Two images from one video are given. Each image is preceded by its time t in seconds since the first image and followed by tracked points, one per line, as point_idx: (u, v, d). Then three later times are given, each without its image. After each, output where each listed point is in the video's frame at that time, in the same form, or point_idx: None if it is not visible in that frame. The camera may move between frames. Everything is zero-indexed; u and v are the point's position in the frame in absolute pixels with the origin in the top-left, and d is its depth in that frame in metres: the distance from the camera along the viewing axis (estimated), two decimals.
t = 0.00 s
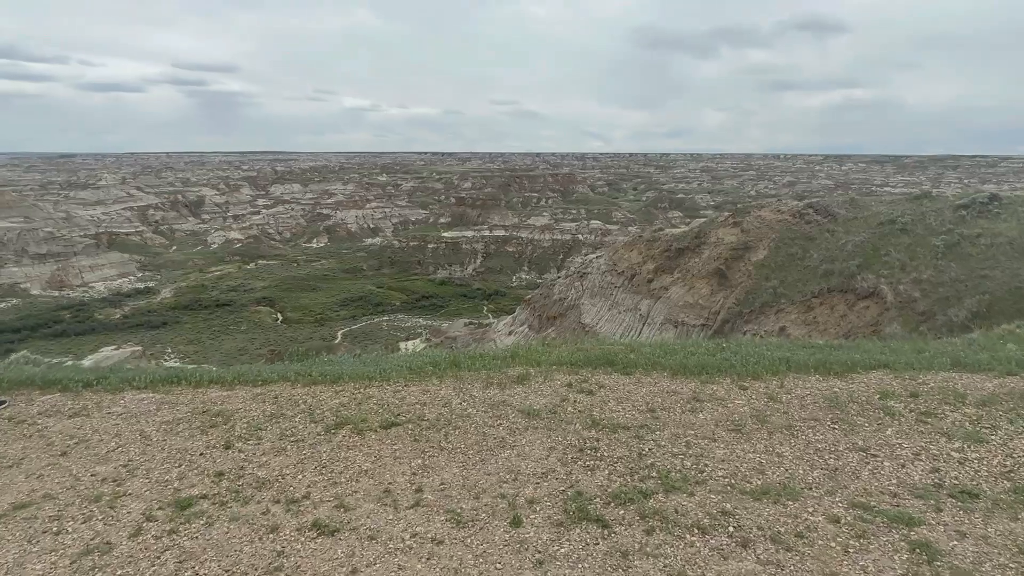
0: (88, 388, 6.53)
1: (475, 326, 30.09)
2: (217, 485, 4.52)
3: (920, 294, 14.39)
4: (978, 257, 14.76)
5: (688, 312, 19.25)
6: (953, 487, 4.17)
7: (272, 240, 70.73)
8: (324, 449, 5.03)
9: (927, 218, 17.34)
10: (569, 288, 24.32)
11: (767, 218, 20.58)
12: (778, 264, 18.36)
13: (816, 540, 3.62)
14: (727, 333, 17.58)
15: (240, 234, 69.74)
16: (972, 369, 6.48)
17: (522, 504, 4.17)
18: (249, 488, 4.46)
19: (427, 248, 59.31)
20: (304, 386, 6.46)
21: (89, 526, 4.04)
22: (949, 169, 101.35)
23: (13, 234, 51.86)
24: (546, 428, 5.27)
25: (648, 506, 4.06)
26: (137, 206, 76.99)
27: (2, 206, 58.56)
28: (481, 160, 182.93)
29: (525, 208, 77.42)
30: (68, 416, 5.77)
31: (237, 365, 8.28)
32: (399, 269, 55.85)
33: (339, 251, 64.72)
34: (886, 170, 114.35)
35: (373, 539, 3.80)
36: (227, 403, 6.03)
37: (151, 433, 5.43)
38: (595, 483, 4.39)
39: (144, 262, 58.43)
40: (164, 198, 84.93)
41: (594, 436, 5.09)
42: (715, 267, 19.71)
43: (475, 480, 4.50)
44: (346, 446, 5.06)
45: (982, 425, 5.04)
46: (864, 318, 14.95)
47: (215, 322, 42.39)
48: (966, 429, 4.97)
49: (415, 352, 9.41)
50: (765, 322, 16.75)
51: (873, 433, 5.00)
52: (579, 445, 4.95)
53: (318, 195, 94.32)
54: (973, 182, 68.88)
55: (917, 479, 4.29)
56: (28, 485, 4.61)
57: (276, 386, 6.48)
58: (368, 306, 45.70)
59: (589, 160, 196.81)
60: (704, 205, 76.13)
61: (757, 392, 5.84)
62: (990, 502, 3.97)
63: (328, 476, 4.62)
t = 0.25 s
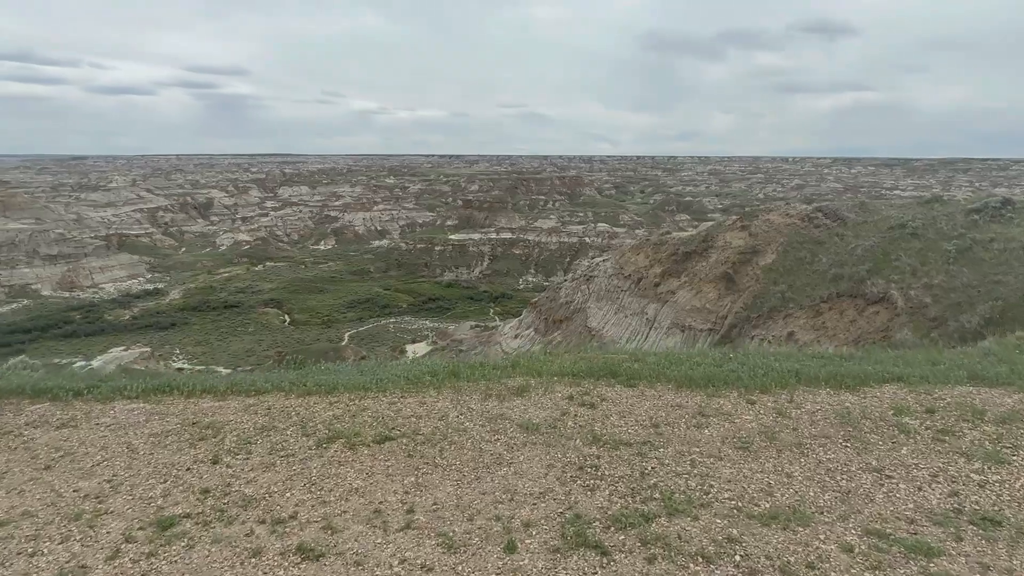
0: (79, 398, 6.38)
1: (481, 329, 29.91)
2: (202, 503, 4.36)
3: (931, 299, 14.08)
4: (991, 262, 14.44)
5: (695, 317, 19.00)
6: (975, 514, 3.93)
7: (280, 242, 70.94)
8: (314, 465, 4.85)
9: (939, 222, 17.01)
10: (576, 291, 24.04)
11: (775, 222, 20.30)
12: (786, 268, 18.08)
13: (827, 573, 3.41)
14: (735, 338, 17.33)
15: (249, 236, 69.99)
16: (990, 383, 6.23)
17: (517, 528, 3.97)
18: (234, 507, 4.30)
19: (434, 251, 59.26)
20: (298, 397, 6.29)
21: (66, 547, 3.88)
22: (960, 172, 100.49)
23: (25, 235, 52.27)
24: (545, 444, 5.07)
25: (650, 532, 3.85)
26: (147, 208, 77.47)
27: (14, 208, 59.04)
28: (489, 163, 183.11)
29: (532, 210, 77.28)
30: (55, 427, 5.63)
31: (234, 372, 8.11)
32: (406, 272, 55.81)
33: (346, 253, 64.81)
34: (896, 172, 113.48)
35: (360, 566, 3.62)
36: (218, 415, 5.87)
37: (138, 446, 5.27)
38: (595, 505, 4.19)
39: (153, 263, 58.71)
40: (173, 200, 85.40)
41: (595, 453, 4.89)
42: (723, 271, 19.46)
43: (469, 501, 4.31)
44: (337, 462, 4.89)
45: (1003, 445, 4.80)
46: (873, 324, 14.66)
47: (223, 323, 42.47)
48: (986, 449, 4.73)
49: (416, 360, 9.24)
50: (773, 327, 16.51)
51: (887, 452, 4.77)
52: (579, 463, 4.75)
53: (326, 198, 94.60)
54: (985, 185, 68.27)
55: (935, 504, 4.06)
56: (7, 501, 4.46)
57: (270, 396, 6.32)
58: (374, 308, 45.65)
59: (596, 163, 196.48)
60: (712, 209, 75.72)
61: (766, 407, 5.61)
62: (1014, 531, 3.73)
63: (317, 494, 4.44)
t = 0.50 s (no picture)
0: (80, 406, 6.28)
1: (491, 330, 29.75)
2: (199, 522, 4.22)
3: (947, 304, 13.71)
4: (1011, 267, 14.03)
5: (706, 320, 18.73)
6: (1011, 545, 3.70)
7: (292, 243, 71.26)
8: (315, 481, 4.70)
9: (956, 225, 16.60)
10: (585, 293, 23.73)
11: (788, 225, 19.97)
12: (799, 272, 17.76)
13: None
14: (747, 342, 17.06)
15: (261, 237, 70.38)
16: (1019, 400, 5.95)
17: (525, 552, 3.80)
18: (232, 527, 4.16)
19: (444, 252, 59.24)
20: (302, 407, 6.15)
21: (56, 570, 3.74)
22: (977, 173, 99.06)
23: (42, 235, 52.87)
24: (553, 461, 4.89)
25: (664, 560, 3.66)
26: (161, 208, 78.17)
27: (31, 209, 59.75)
28: (499, 165, 183.23)
29: (542, 211, 77.07)
30: (54, 437, 5.52)
31: (238, 380, 7.98)
32: (416, 272, 55.82)
33: (356, 254, 64.94)
34: (911, 174, 112.14)
35: None
36: (220, 425, 5.73)
37: (137, 458, 5.14)
38: (606, 529, 4.00)
39: (167, 263, 59.16)
40: (187, 200, 86.10)
41: (605, 471, 4.70)
42: (735, 274, 19.18)
43: (475, 522, 4.13)
44: (339, 478, 4.73)
45: None
46: (889, 329, 14.32)
47: (235, 323, 42.66)
48: (1019, 472, 4.49)
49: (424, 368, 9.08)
50: (786, 331, 16.25)
51: (913, 473, 4.54)
52: (590, 482, 4.56)
53: (337, 199, 94.95)
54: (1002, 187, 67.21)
55: (967, 532, 3.83)
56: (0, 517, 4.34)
57: (273, 407, 6.18)
58: (385, 308, 45.66)
59: (607, 164, 195.90)
60: (723, 210, 75.15)
61: (784, 423, 5.38)
62: None
63: (317, 514, 4.29)
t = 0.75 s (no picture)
0: (85, 407, 6.19)
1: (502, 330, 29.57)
2: (198, 532, 4.08)
3: (968, 307, 13.29)
4: None
5: (720, 321, 18.42)
6: None
7: (305, 242, 71.60)
8: (319, 489, 4.54)
9: (977, 227, 16.15)
10: (597, 294, 23.41)
11: (804, 225, 19.61)
12: (815, 273, 17.42)
13: None
14: (761, 344, 16.75)
15: (274, 236, 70.79)
16: None
17: (535, 570, 3.60)
18: (231, 537, 4.01)
19: (456, 251, 59.19)
20: (307, 411, 6.01)
21: None
22: (996, 174, 97.34)
23: (60, 233, 53.53)
24: (565, 470, 4.69)
25: None
26: (176, 207, 78.89)
27: (50, 207, 60.55)
28: (512, 165, 183.12)
29: (554, 211, 76.82)
30: (56, 441, 5.42)
31: (246, 381, 7.87)
32: (427, 272, 55.83)
33: (368, 253, 65.09)
34: (928, 174, 110.51)
35: None
36: (223, 429, 5.59)
37: (138, 463, 5.01)
38: (620, 544, 3.80)
39: (182, 262, 59.66)
40: (202, 200, 86.85)
41: (620, 482, 4.49)
42: (749, 275, 18.86)
43: (483, 535, 3.94)
44: (342, 487, 4.57)
45: None
46: (907, 331, 13.93)
47: (248, 321, 42.88)
48: None
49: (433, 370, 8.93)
50: (801, 333, 15.93)
51: (948, 489, 4.29)
52: (603, 494, 4.36)
53: (350, 198, 95.34)
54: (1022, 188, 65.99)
55: (1008, 554, 3.59)
56: None
57: (278, 410, 6.04)
58: (396, 308, 45.68)
59: (619, 163, 195.17)
60: (736, 211, 74.46)
61: (808, 432, 5.15)
62: None
63: (319, 524, 4.12)
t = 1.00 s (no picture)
0: (90, 410, 6.08)
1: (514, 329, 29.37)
2: (199, 546, 3.92)
3: (992, 309, 12.89)
4: None
5: (734, 322, 18.07)
6: None
7: (319, 240, 71.92)
8: (325, 502, 4.38)
9: (1001, 227, 15.70)
10: (610, 294, 23.08)
11: (821, 226, 19.19)
12: (833, 274, 17.02)
13: None
14: (777, 345, 16.39)
15: (288, 234, 71.19)
16: None
17: None
18: (233, 552, 3.85)
19: (468, 250, 59.08)
20: (317, 416, 5.85)
21: None
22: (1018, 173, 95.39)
23: (79, 231, 54.21)
24: (582, 484, 4.48)
25: None
26: (192, 206, 79.61)
27: (69, 205, 61.36)
28: (525, 163, 183.18)
29: (566, 210, 76.48)
30: (59, 446, 5.31)
31: (253, 386, 7.75)
32: (440, 270, 55.78)
33: (381, 251, 65.20)
34: (948, 173, 108.54)
35: None
36: (230, 436, 5.45)
37: (142, 471, 4.89)
38: (640, 567, 3.59)
39: (198, 259, 60.16)
40: (218, 198, 87.60)
41: (639, 498, 4.28)
42: (764, 276, 18.49)
43: (496, 555, 3.75)
44: (349, 499, 4.40)
45: None
46: (927, 334, 13.54)
47: (262, 319, 43.09)
48: None
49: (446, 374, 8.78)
50: (818, 335, 15.55)
51: (990, 510, 4.02)
52: (622, 510, 4.16)
53: (363, 197, 95.65)
54: None
55: None
56: None
57: (287, 415, 5.90)
58: (409, 306, 45.66)
59: (632, 162, 194.23)
60: (751, 210, 73.68)
61: (836, 446, 4.90)
62: None
63: (325, 540, 3.95)
